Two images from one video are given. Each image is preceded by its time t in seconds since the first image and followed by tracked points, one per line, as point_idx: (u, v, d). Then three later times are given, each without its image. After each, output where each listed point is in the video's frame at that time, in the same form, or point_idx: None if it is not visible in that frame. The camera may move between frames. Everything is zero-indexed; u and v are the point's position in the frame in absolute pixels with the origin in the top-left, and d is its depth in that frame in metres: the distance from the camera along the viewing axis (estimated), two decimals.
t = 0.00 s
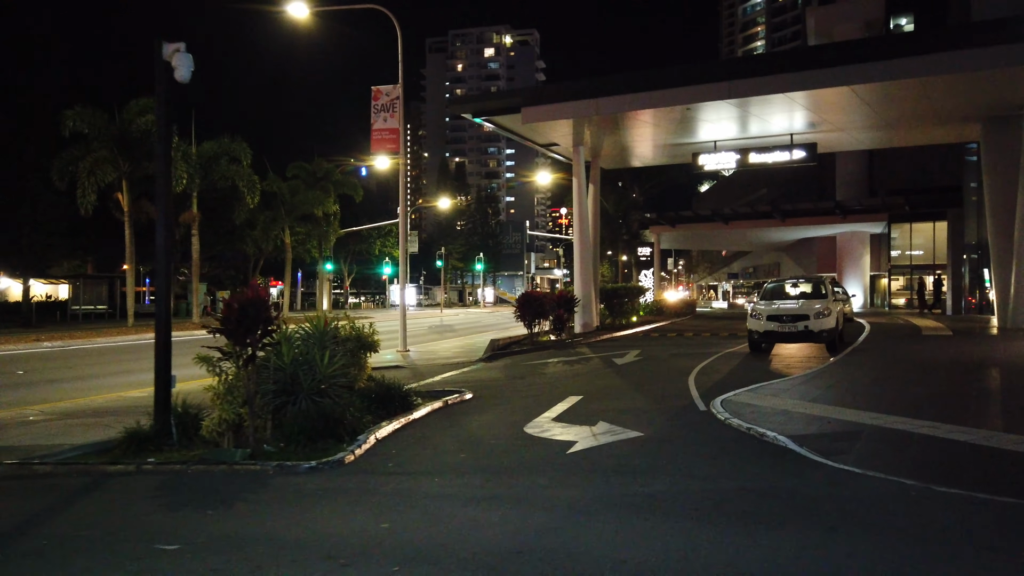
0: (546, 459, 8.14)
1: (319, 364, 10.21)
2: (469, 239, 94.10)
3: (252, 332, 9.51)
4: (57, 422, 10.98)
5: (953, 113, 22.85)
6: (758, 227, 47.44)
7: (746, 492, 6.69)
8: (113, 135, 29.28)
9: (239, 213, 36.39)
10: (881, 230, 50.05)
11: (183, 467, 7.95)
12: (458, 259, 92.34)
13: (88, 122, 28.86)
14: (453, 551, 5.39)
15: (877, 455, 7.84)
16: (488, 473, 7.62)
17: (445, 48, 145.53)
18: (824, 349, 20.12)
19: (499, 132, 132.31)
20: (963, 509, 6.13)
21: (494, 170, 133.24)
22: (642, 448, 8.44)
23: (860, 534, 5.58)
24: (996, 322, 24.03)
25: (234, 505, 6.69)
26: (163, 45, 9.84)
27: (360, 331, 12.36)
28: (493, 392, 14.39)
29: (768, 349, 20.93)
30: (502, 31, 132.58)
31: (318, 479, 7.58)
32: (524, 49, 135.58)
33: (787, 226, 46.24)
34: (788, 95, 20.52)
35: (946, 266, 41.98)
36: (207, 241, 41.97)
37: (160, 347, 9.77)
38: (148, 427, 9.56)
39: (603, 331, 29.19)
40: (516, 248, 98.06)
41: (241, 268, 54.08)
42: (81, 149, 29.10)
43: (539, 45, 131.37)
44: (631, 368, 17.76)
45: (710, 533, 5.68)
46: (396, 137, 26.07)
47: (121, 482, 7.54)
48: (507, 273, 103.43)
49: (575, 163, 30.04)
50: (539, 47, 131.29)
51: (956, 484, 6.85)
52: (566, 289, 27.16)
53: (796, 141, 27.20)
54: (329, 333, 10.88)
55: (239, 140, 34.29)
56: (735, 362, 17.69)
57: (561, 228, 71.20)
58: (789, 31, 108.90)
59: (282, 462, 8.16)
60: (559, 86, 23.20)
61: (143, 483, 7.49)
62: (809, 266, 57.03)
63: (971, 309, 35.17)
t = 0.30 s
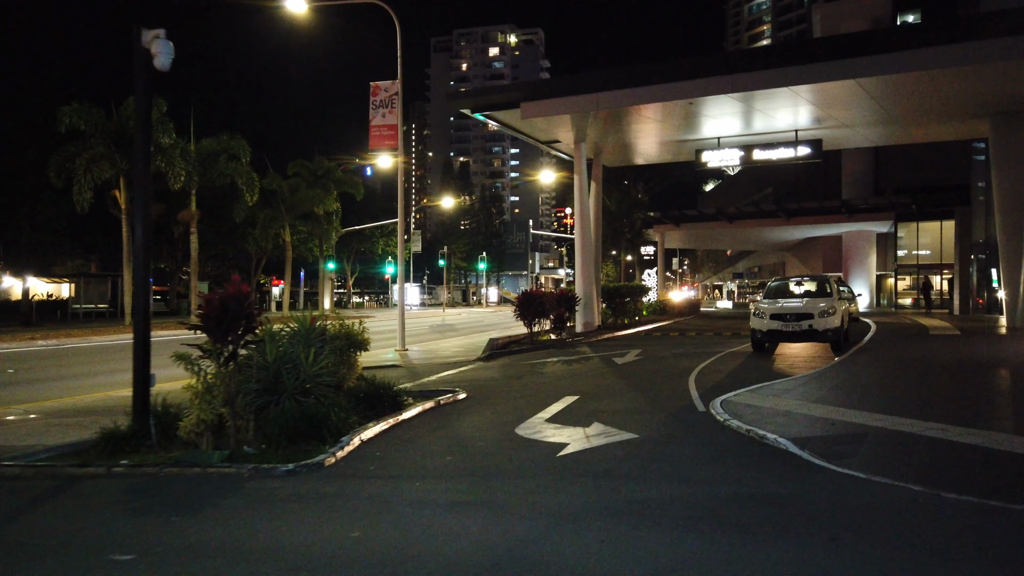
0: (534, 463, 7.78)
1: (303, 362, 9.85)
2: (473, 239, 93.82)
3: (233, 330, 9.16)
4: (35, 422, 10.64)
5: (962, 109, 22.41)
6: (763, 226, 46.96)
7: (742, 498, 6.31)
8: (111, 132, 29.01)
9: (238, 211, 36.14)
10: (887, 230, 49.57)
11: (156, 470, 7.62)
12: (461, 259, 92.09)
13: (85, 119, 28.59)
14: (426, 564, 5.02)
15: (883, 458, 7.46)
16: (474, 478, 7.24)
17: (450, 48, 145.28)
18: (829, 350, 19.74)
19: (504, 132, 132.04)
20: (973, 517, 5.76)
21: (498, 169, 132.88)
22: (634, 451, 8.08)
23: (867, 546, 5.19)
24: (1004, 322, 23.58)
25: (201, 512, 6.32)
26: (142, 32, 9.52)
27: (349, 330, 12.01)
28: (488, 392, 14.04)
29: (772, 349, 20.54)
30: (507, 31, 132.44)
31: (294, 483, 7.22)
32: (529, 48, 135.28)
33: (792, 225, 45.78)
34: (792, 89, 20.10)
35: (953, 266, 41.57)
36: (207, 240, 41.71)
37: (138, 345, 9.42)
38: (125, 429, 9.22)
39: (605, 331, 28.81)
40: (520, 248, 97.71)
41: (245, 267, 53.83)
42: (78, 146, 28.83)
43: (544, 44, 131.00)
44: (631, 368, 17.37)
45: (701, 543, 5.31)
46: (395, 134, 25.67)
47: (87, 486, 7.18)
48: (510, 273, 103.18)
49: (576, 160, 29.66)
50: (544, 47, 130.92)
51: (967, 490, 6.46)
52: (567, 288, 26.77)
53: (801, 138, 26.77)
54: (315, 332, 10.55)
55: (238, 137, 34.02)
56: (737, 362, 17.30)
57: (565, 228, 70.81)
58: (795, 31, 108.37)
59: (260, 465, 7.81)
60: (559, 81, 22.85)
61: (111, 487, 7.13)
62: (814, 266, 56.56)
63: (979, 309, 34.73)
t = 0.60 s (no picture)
0: (516, 471, 7.45)
1: (282, 364, 9.51)
2: (473, 238, 93.49)
3: (209, 332, 8.83)
4: (8, 426, 10.32)
5: (965, 106, 22.04)
6: (763, 226, 46.58)
7: (730, 510, 5.99)
8: (103, 130, 28.68)
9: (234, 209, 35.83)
10: (889, 230, 49.23)
11: (123, 478, 7.30)
12: (461, 258, 91.75)
13: (78, 116, 28.26)
14: None
15: (882, 466, 7.13)
16: (454, 488, 6.91)
17: (450, 48, 145.00)
18: (829, 351, 19.39)
19: (504, 131, 131.66)
20: (979, 532, 5.43)
21: (499, 169, 132.48)
22: (622, 459, 7.75)
23: (866, 567, 4.85)
24: (1007, 322, 23.22)
25: (162, 527, 6.00)
26: (116, 22, 9.19)
27: (335, 331, 11.67)
28: (478, 394, 13.70)
29: (771, 349, 20.20)
30: (507, 30, 132.12)
31: (263, 493, 6.90)
32: (530, 48, 134.89)
33: (793, 225, 45.41)
34: (792, 85, 19.75)
35: (956, 266, 41.46)
36: (203, 239, 41.43)
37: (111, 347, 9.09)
38: (98, 433, 8.91)
39: (602, 331, 28.46)
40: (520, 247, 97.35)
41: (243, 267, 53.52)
42: (71, 144, 28.51)
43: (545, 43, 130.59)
44: (627, 369, 17.03)
45: (689, 562, 4.98)
46: (390, 131, 25.34)
47: (49, 495, 6.87)
48: (511, 273, 102.82)
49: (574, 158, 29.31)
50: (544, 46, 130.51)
51: (972, 503, 6.10)
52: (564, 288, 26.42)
53: (801, 136, 26.41)
54: (297, 332, 10.22)
55: (233, 135, 33.69)
56: (735, 363, 16.95)
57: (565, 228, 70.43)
58: (796, 30, 107.88)
59: (231, 472, 7.50)
60: (556, 78, 22.52)
61: (72, 497, 6.81)
62: (815, 265, 56.18)
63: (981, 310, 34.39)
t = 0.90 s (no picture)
0: (493, 475, 7.11)
1: (255, 363, 9.15)
2: (474, 238, 93.10)
3: (178, 331, 8.47)
4: None
5: (967, 101, 21.64)
6: (764, 225, 46.19)
7: (714, 519, 5.64)
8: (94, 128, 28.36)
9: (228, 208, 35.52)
10: (891, 229, 48.83)
11: (80, 483, 6.96)
12: (461, 258, 91.38)
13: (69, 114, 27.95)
14: None
15: (877, 471, 6.77)
16: (427, 493, 6.56)
17: (451, 48, 144.68)
18: (828, 350, 19.00)
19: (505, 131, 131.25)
20: (977, 542, 5.08)
21: (500, 169, 132.05)
22: (604, 463, 7.41)
23: None
24: (1010, 322, 22.81)
25: (114, 537, 5.67)
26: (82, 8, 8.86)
27: (316, 329, 11.30)
28: (466, 394, 13.33)
29: (769, 349, 19.84)
30: (508, 30, 131.75)
31: (225, 500, 6.55)
32: (531, 47, 134.50)
33: (794, 224, 45.02)
34: (790, 80, 19.39)
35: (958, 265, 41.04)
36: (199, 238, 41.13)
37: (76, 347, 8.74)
38: (63, 436, 8.56)
39: (599, 331, 28.09)
40: (521, 247, 96.90)
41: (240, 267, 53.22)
42: (62, 141, 28.21)
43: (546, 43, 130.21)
44: (622, 369, 16.66)
45: None
46: (383, 128, 25.00)
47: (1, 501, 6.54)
48: (512, 273, 102.42)
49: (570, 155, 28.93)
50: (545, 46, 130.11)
51: (973, 511, 5.73)
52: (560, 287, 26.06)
53: (800, 132, 26.02)
54: (273, 331, 9.84)
55: (227, 133, 33.39)
56: (732, 363, 16.57)
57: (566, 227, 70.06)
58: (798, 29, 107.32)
59: (195, 477, 7.14)
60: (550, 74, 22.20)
61: (23, 504, 6.47)
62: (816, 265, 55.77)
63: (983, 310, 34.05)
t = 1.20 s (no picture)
0: (475, 483, 6.76)
1: (232, 364, 8.78)
2: (478, 238, 92.76)
3: (151, 330, 8.11)
4: None
5: (975, 95, 21.17)
6: (769, 224, 45.71)
7: (705, 533, 5.26)
8: (91, 126, 28.08)
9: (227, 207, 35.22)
10: (898, 228, 48.28)
11: (40, 491, 6.65)
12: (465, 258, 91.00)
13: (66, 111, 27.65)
14: None
15: (883, 479, 6.37)
16: (399, 504, 6.20)
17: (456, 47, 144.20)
18: (833, 350, 18.58)
19: (510, 130, 130.78)
20: (992, 561, 4.67)
21: (505, 169, 131.64)
22: (593, 470, 7.03)
23: None
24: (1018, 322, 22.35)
25: (63, 551, 5.36)
26: None
27: (302, 329, 10.94)
28: (459, 395, 12.95)
29: (774, 348, 19.41)
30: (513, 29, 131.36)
31: (190, 509, 6.21)
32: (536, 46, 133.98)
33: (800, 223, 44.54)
34: (793, 73, 18.95)
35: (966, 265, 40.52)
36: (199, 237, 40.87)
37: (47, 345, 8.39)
38: (33, 439, 8.23)
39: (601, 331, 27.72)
40: (525, 248, 96.43)
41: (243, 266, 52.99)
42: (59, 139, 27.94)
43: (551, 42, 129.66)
44: (623, 370, 16.29)
45: None
46: (382, 125, 24.65)
47: None
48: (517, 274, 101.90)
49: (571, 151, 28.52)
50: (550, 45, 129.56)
51: (984, 523, 5.35)
52: (561, 287, 25.66)
53: (805, 129, 25.56)
54: (255, 331, 9.48)
55: (226, 131, 33.09)
56: (735, 363, 16.19)
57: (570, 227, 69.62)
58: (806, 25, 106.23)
59: (164, 484, 6.80)
60: (550, 68, 21.87)
61: None
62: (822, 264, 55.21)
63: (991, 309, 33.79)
